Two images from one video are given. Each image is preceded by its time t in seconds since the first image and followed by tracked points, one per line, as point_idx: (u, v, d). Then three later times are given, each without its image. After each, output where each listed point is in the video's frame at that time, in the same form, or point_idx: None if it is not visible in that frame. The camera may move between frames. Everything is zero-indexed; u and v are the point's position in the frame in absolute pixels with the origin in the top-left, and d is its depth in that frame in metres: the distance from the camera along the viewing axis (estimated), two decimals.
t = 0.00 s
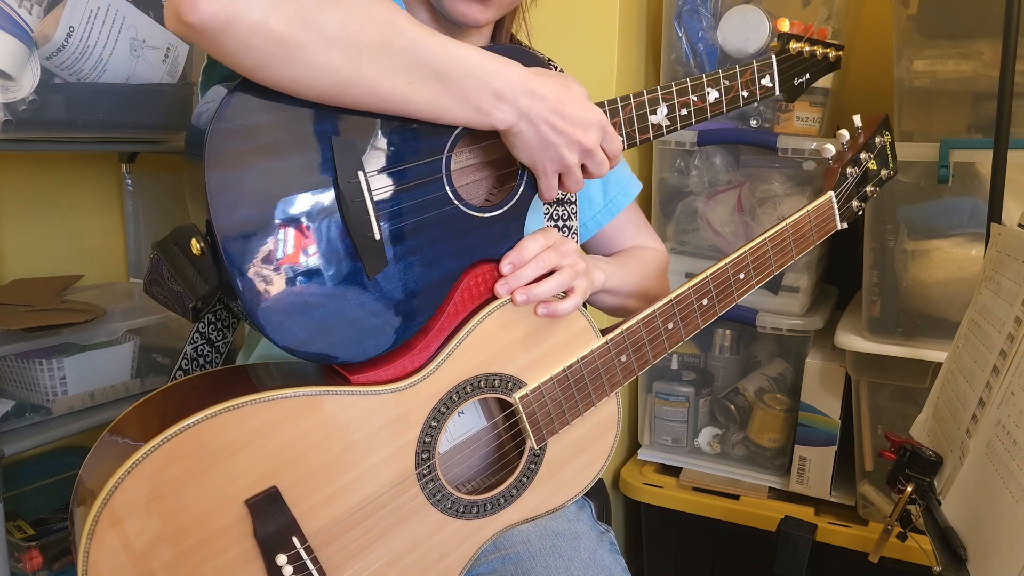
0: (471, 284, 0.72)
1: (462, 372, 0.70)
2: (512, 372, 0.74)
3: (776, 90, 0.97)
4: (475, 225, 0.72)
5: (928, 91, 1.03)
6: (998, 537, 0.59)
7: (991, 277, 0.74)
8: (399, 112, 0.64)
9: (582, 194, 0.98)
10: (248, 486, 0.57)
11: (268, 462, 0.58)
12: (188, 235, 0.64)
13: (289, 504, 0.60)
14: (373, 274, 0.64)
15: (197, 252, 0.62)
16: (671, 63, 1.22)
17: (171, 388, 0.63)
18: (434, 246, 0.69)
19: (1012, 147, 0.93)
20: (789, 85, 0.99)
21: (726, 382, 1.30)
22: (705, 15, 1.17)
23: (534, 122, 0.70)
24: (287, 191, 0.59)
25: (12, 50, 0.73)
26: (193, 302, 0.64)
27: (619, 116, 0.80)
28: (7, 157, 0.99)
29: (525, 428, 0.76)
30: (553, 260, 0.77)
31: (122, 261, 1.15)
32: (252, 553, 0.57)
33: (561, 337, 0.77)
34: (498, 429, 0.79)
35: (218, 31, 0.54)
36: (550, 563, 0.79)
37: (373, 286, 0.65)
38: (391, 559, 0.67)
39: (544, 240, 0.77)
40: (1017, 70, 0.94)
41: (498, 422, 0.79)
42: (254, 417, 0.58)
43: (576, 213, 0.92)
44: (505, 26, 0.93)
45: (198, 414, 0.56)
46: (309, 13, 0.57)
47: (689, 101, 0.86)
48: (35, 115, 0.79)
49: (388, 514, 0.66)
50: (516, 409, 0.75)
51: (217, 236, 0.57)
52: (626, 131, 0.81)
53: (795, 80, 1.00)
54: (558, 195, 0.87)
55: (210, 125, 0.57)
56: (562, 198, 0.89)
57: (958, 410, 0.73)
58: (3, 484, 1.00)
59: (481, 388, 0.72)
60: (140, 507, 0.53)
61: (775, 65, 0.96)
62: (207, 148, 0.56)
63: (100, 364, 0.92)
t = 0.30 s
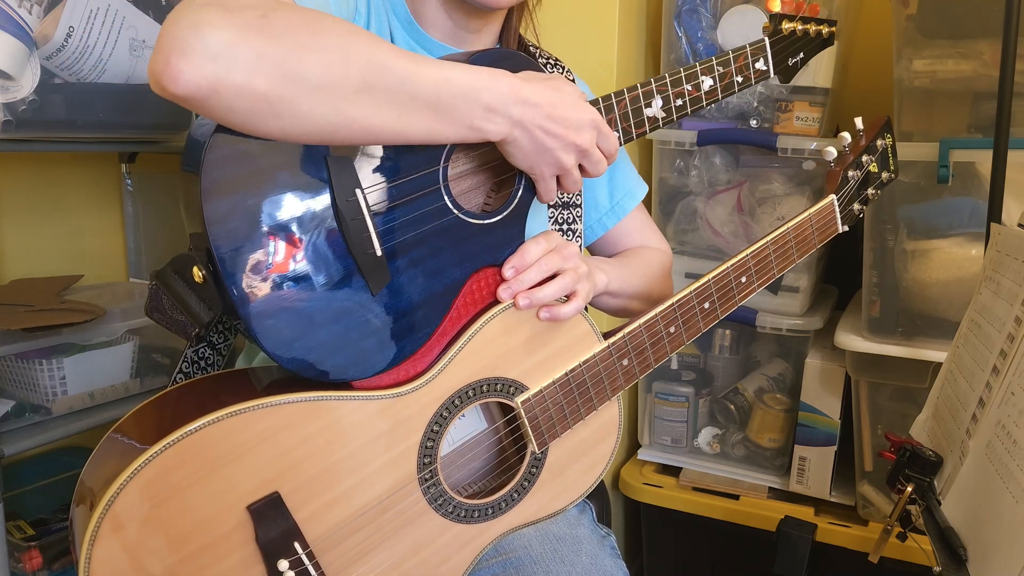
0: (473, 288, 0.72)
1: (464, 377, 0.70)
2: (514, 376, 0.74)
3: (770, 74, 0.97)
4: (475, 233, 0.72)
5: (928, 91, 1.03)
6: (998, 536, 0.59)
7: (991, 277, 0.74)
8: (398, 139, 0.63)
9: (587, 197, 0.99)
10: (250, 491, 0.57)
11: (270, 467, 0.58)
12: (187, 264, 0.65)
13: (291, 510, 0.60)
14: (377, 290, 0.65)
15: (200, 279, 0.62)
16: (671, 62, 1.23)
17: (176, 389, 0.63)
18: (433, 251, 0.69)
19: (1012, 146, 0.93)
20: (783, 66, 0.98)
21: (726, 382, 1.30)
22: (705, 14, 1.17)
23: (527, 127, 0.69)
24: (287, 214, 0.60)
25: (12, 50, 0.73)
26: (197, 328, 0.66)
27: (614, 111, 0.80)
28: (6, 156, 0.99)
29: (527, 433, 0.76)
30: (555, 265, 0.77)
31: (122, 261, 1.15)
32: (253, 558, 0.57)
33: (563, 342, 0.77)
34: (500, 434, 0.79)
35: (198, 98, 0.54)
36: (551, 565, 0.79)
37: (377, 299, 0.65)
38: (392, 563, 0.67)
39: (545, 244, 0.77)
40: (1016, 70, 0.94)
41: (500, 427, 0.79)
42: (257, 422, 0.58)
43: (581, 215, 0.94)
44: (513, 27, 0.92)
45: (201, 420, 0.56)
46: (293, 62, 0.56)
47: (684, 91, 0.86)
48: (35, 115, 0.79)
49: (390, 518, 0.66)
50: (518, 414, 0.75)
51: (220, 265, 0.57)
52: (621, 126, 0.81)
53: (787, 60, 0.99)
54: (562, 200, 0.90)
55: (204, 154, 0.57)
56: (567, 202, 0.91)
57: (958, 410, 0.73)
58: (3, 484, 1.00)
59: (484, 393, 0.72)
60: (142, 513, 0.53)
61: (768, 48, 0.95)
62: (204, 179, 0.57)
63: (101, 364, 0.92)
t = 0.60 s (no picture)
0: (472, 291, 0.72)
1: (464, 379, 0.70)
2: (514, 379, 0.74)
3: (769, 73, 0.96)
4: (472, 236, 0.72)
5: (929, 92, 1.03)
6: (998, 535, 0.59)
7: (991, 277, 0.74)
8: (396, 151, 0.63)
9: (589, 202, 0.99)
10: (249, 496, 0.57)
11: (269, 472, 0.58)
12: (184, 270, 0.65)
13: (290, 514, 0.60)
14: (375, 293, 0.65)
15: (197, 285, 0.63)
16: (671, 62, 1.23)
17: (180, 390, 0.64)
18: (434, 254, 0.69)
19: (1012, 147, 0.93)
20: (784, 65, 0.98)
21: (726, 382, 1.30)
22: (705, 15, 1.17)
23: (524, 134, 0.68)
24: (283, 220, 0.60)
25: (12, 50, 0.73)
26: (192, 336, 0.66)
27: (612, 113, 0.80)
28: (7, 156, 0.99)
29: (527, 436, 0.76)
30: (554, 267, 0.76)
31: (122, 261, 1.15)
32: (253, 562, 0.57)
33: (563, 344, 0.77)
34: (499, 435, 0.78)
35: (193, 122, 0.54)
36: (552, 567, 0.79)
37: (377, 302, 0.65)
38: (393, 565, 0.67)
39: (544, 246, 0.77)
40: (1017, 70, 0.94)
41: (500, 429, 0.78)
42: (256, 426, 0.58)
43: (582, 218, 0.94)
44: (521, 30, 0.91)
45: (201, 424, 0.56)
46: (288, 77, 0.55)
47: (683, 91, 0.86)
48: (36, 115, 0.80)
49: (390, 521, 0.66)
50: (518, 416, 0.75)
51: (218, 270, 0.57)
52: (619, 127, 0.81)
53: (786, 60, 0.98)
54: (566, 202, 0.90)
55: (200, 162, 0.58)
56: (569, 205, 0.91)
57: (958, 410, 0.74)
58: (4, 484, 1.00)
59: (483, 396, 0.72)
60: (141, 518, 0.53)
61: (767, 47, 0.95)
62: (201, 184, 0.57)
63: (101, 364, 0.92)
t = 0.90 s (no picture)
0: (469, 291, 0.72)
1: (464, 380, 0.71)
2: (513, 379, 0.74)
3: (766, 70, 0.97)
4: (469, 237, 0.71)
5: (928, 91, 1.03)
6: (997, 534, 0.59)
7: (991, 277, 0.74)
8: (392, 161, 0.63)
9: (590, 202, 0.99)
10: (249, 499, 0.57)
11: (269, 474, 0.58)
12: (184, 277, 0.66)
13: (291, 516, 0.60)
14: (374, 297, 0.65)
15: (198, 289, 0.63)
16: (671, 62, 1.23)
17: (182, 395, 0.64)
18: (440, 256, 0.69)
19: (1011, 146, 0.93)
20: (780, 61, 0.98)
21: (726, 381, 1.30)
22: (705, 15, 1.16)
23: (519, 133, 0.68)
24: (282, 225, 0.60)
25: (12, 51, 0.73)
26: (190, 344, 0.68)
27: (607, 112, 0.80)
28: (7, 157, 0.99)
29: (527, 435, 0.76)
30: (552, 269, 0.76)
31: (122, 260, 1.15)
32: (256, 563, 0.57)
33: (562, 344, 0.77)
34: (501, 434, 0.78)
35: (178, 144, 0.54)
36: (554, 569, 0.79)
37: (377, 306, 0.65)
38: (394, 566, 0.67)
39: (543, 246, 0.77)
40: (1017, 70, 0.94)
41: (502, 428, 0.78)
42: (259, 427, 0.58)
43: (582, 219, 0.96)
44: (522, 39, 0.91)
45: (206, 425, 0.56)
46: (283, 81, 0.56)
47: (678, 88, 0.86)
48: (36, 116, 0.79)
49: (392, 522, 0.66)
50: (518, 416, 0.75)
51: (215, 276, 0.57)
52: (615, 126, 0.81)
53: (784, 55, 0.99)
54: (566, 202, 0.91)
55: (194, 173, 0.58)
56: (570, 204, 0.92)
57: (958, 410, 0.74)
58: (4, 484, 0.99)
59: (483, 396, 0.72)
60: (141, 522, 0.53)
61: (763, 43, 0.95)
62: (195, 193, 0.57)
63: (101, 364, 0.92)
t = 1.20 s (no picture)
0: (452, 291, 0.72)
1: (452, 380, 0.71)
2: (502, 378, 0.74)
3: (738, 51, 0.93)
4: (448, 239, 0.72)
5: (928, 92, 1.03)
6: (997, 535, 0.59)
7: (991, 277, 0.74)
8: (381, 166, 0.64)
9: (581, 200, 0.99)
10: (240, 510, 0.58)
11: (261, 483, 0.59)
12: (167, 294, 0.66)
13: (284, 524, 0.60)
14: (353, 302, 0.65)
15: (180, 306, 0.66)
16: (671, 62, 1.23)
17: (173, 410, 0.65)
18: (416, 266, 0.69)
19: (1012, 147, 0.93)
20: (752, 42, 0.94)
21: (726, 382, 1.30)
22: (705, 14, 1.16)
23: (476, 131, 0.67)
24: (259, 235, 0.61)
25: (12, 50, 0.73)
26: (171, 365, 0.66)
27: (578, 105, 0.78)
28: (6, 157, 0.99)
29: (519, 432, 0.76)
30: (532, 266, 0.76)
31: (122, 261, 1.15)
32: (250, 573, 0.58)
33: (551, 341, 0.77)
34: (496, 432, 0.78)
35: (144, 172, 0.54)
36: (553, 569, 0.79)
37: (358, 310, 0.65)
38: (390, 568, 0.67)
39: (520, 243, 0.76)
40: (1017, 70, 0.94)
41: (496, 425, 0.78)
42: (242, 441, 0.58)
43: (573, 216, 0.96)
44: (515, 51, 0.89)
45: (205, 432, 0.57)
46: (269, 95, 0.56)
47: (649, 77, 0.83)
48: (35, 116, 0.79)
49: (387, 524, 0.67)
50: (508, 414, 0.75)
51: (194, 291, 0.58)
52: (587, 118, 0.79)
53: (755, 37, 0.94)
54: (557, 199, 0.91)
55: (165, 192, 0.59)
56: (561, 202, 0.92)
57: (958, 410, 0.73)
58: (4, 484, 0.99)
59: (472, 397, 0.72)
60: (136, 535, 0.54)
61: (734, 26, 0.91)
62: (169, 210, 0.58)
63: (101, 364, 0.91)
